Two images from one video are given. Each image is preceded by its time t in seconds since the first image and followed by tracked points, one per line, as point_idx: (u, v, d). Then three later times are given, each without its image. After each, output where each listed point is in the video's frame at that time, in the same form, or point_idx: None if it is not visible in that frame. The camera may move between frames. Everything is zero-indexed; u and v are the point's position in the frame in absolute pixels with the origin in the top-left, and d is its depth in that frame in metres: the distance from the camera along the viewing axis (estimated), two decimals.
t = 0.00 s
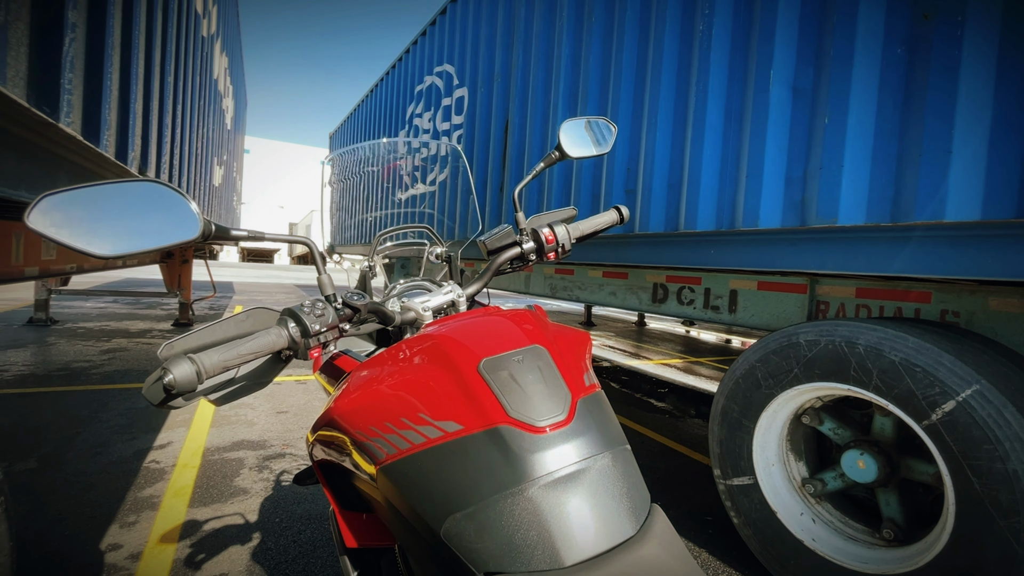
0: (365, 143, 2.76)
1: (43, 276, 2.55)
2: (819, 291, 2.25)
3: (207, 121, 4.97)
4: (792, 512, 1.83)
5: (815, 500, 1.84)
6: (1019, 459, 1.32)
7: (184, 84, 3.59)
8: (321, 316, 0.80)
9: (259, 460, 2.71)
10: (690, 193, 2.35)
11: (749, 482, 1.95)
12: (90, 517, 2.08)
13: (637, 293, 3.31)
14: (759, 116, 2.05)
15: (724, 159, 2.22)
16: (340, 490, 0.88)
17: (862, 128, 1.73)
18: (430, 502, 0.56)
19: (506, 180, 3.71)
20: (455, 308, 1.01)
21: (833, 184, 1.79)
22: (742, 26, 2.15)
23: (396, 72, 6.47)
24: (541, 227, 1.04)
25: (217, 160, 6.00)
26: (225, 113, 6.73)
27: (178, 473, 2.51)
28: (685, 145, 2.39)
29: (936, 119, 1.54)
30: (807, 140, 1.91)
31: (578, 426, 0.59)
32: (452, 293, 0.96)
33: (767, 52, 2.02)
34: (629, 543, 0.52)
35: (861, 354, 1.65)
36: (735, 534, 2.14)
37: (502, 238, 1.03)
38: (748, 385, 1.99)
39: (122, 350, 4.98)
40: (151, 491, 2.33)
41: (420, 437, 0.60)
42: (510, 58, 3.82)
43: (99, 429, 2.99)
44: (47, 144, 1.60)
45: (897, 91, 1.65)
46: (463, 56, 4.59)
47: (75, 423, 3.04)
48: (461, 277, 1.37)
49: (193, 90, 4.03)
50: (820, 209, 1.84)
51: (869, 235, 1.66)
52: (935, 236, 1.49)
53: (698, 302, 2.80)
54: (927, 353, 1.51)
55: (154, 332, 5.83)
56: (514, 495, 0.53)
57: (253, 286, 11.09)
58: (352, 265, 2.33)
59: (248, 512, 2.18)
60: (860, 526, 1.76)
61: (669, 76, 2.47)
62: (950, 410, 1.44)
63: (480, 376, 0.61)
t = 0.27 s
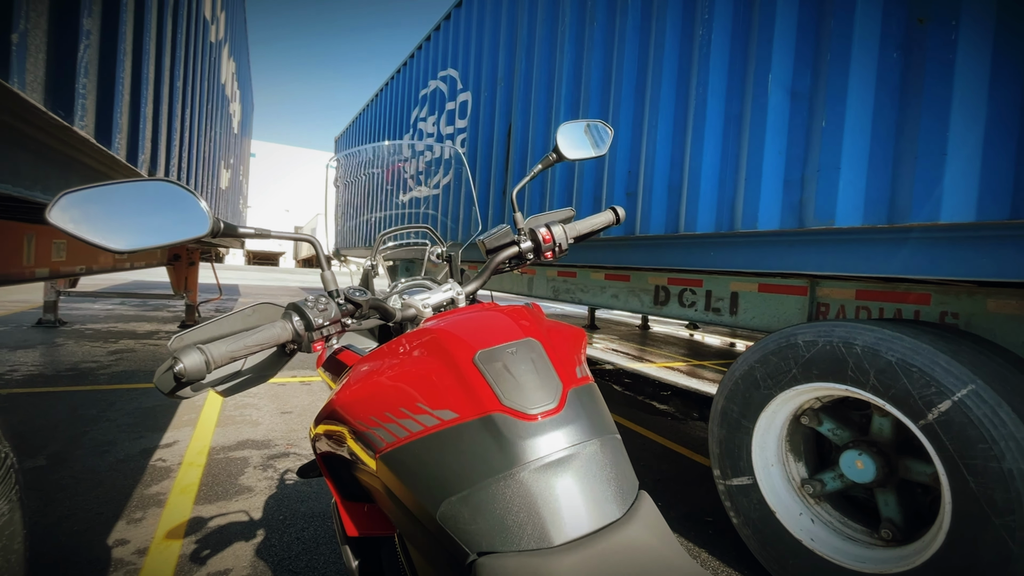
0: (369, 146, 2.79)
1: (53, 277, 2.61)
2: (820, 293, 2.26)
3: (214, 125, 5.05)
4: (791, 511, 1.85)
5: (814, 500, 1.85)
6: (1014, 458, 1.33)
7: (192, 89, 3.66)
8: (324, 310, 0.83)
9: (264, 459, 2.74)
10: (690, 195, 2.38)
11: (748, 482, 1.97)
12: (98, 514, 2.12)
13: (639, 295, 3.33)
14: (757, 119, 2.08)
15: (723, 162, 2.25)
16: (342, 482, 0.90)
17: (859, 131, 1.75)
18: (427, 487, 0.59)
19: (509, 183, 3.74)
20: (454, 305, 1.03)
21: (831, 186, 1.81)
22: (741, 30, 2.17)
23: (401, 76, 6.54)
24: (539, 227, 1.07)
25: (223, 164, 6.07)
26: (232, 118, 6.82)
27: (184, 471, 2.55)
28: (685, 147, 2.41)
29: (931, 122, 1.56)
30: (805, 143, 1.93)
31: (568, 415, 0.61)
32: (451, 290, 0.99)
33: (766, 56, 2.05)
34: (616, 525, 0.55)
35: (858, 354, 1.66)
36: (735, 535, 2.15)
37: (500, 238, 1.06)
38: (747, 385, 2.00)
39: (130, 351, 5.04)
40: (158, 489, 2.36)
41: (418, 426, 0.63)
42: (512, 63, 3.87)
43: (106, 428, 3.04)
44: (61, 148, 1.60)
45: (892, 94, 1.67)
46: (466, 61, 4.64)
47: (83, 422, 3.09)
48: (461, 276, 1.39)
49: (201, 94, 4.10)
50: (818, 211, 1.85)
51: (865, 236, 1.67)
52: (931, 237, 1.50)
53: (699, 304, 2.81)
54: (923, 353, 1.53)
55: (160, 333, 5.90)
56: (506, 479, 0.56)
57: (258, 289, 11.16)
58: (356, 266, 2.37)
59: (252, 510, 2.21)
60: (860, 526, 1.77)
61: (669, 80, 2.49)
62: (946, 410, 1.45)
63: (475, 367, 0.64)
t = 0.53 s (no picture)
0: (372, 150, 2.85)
1: (64, 279, 2.67)
2: (819, 296, 2.28)
3: (222, 131, 5.13)
4: (789, 512, 1.86)
5: (812, 501, 1.86)
6: (1006, 457, 1.35)
7: (201, 95, 3.73)
8: (328, 307, 0.87)
9: (269, 458, 2.78)
10: (689, 199, 2.41)
11: (746, 482, 1.98)
12: (107, 510, 2.16)
13: (641, 297, 3.35)
14: (755, 124, 2.11)
15: (722, 166, 2.28)
16: (345, 475, 0.94)
17: (854, 135, 1.78)
18: (425, 473, 0.63)
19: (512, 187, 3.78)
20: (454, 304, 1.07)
21: (827, 189, 1.84)
22: (739, 36, 2.21)
23: (405, 82, 6.61)
24: (535, 228, 1.10)
25: (231, 168, 6.16)
26: (239, 123, 6.91)
27: (190, 469, 2.59)
28: (685, 151, 2.44)
29: (925, 126, 1.59)
30: (802, 147, 1.95)
31: (558, 405, 0.65)
32: (451, 290, 1.03)
33: (763, 62, 2.08)
34: (602, 509, 0.58)
35: (854, 355, 1.68)
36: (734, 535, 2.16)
37: (498, 239, 1.09)
38: (745, 387, 2.03)
39: (137, 353, 5.11)
40: (165, 487, 2.40)
41: (417, 416, 0.66)
42: (515, 68, 3.92)
43: (114, 427, 3.09)
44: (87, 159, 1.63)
45: (886, 100, 1.70)
46: (470, 66, 4.70)
47: (92, 422, 3.14)
48: (461, 277, 1.43)
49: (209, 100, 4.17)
50: (814, 214, 1.88)
51: (860, 239, 1.70)
52: (925, 240, 1.53)
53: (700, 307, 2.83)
54: (917, 354, 1.55)
55: (167, 336, 5.97)
56: (498, 464, 0.59)
57: (264, 292, 11.25)
58: (360, 269, 2.41)
59: (257, 508, 2.24)
60: (857, 527, 1.79)
61: (669, 85, 2.53)
62: (940, 410, 1.47)
63: (471, 360, 0.67)
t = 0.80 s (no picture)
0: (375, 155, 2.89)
1: (73, 281, 2.72)
2: (817, 299, 2.30)
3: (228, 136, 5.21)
4: (785, 513, 1.88)
5: (808, 502, 1.88)
6: (996, 458, 1.37)
7: (208, 101, 3.79)
8: (330, 307, 0.90)
9: (273, 459, 2.82)
10: (687, 203, 2.44)
11: (743, 483, 2.01)
12: (114, 508, 2.20)
13: (641, 300, 3.38)
14: (751, 130, 2.14)
15: (719, 170, 2.31)
16: (346, 469, 0.98)
17: (848, 141, 1.81)
18: (421, 464, 0.66)
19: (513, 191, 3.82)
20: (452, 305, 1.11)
21: (821, 194, 1.87)
22: (735, 43, 2.25)
23: (409, 87, 6.68)
24: (531, 232, 1.15)
25: (237, 172, 6.24)
26: (245, 128, 7.00)
27: (195, 469, 2.63)
28: (683, 156, 2.48)
29: (916, 132, 1.62)
30: (796, 152, 1.98)
31: (547, 401, 0.69)
32: (449, 291, 1.06)
33: (758, 69, 2.12)
34: (586, 498, 0.62)
35: (847, 357, 1.71)
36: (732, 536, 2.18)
37: (495, 243, 1.13)
38: (742, 389, 2.05)
39: (143, 355, 5.18)
40: (170, 486, 2.45)
41: (413, 411, 0.70)
42: (517, 74, 3.97)
43: (121, 427, 3.14)
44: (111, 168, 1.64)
45: (878, 106, 1.73)
46: (473, 72, 4.75)
47: (99, 422, 3.19)
48: (460, 279, 1.46)
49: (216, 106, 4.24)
50: (809, 218, 1.91)
51: (853, 243, 1.73)
52: (915, 244, 1.55)
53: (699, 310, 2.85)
54: (909, 356, 1.57)
55: (173, 338, 6.03)
56: (488, 455, 0.63)
57: (268, 295, 11.33)
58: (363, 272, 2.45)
59: (261, 507, 2.28)
60: (853, 528, 1.80)
61: (668, 91, 2.56)
62: (931, 411, 1.50)
63: (465, 358, 0.71)
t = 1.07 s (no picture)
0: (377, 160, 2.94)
1: (81, 283, 2.77)
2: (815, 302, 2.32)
3: (233, 141, 5.27)
4: (782, 514, 1.90)
5: (805, 503, 1.90)
6: (986, 459, 1.39)
7: (214, 106, 3.85)
8: (334, 309, 0.94)
9: (276, 459, 2.86)
10: (686, 208, 2.47)
11: (740, 484, 2.03)
12: (121, 506, 2.24)
13: (641, 304, 3.41)
14: (748, 135, 2.17)
15: (717, 175, 2.34)
16: (348, 467, 1.01)
17: (842, 146, 1.84)
18: (419, 458, 0.70)
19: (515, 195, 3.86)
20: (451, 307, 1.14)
21: (816, 199, 1.90)
22: (732, 50, 2.28)
23: (413, 91, 6.74)
24: (528, 237, 1.18)
25: (242, 176, 6.30)
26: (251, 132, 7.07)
27: (201, 469, 2.67)
28: (681, 161, 2.51)
29: (908, 139, 1.65)
30: (792, 157, 2.02)
31: (540, 398, 0.72)
32: (448, 294, 1.10)
33: (755, 76, 2.15)
34: (576, 490, 0.65)
35: (842, 360, 1.73)
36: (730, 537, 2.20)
37: (493, 247, 1.17)
38: (739, 391, 2.08)
39: (149, 356, 5.23)
40: (176, 485, 2.48)
41: (413, 408, 0.73)
42: (519, 79, 4.02)
43: (127, 428, 3.18)
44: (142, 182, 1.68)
45: (871, 113, 1.76)
46: (475, 77, 4.80)
47: (106, 423, 3.24)
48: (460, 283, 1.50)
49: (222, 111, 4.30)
50: (804, 223, 1.94)
51: (848, 247, 1.75)
52: (908, 248, 1.58)
53: (699, 313, 2.88)
54: (903, 358, 1.60)
55: (178, 340, 6.09)
56: (484, 449, 0.66)
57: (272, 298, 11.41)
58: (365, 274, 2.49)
59: (265, 506, 2.32)
60: (849, 529, 1.82)
61: (666, 97, 2.60)
62: (924, 413, 1.52)
63: (462, 357, 0.74)
